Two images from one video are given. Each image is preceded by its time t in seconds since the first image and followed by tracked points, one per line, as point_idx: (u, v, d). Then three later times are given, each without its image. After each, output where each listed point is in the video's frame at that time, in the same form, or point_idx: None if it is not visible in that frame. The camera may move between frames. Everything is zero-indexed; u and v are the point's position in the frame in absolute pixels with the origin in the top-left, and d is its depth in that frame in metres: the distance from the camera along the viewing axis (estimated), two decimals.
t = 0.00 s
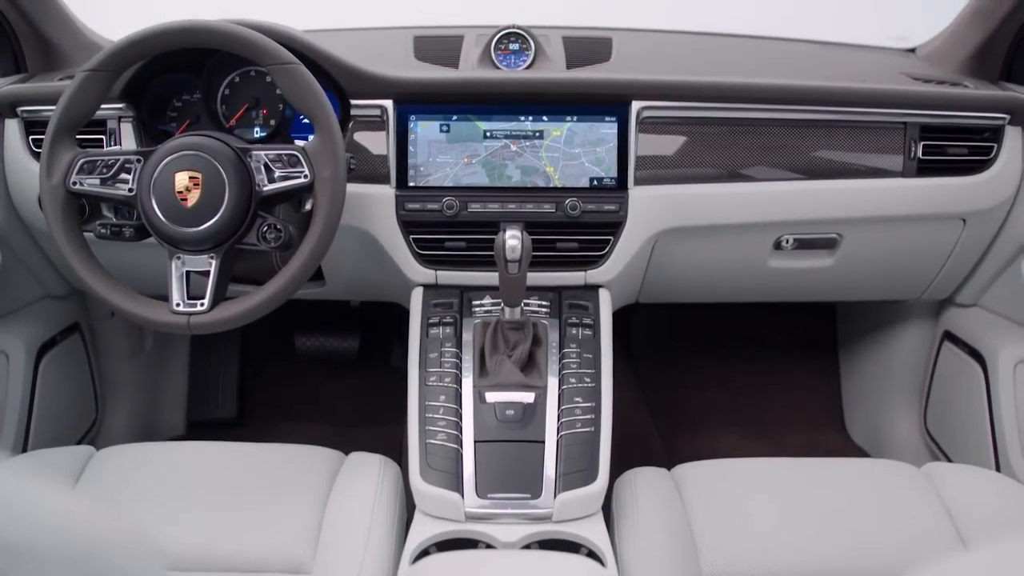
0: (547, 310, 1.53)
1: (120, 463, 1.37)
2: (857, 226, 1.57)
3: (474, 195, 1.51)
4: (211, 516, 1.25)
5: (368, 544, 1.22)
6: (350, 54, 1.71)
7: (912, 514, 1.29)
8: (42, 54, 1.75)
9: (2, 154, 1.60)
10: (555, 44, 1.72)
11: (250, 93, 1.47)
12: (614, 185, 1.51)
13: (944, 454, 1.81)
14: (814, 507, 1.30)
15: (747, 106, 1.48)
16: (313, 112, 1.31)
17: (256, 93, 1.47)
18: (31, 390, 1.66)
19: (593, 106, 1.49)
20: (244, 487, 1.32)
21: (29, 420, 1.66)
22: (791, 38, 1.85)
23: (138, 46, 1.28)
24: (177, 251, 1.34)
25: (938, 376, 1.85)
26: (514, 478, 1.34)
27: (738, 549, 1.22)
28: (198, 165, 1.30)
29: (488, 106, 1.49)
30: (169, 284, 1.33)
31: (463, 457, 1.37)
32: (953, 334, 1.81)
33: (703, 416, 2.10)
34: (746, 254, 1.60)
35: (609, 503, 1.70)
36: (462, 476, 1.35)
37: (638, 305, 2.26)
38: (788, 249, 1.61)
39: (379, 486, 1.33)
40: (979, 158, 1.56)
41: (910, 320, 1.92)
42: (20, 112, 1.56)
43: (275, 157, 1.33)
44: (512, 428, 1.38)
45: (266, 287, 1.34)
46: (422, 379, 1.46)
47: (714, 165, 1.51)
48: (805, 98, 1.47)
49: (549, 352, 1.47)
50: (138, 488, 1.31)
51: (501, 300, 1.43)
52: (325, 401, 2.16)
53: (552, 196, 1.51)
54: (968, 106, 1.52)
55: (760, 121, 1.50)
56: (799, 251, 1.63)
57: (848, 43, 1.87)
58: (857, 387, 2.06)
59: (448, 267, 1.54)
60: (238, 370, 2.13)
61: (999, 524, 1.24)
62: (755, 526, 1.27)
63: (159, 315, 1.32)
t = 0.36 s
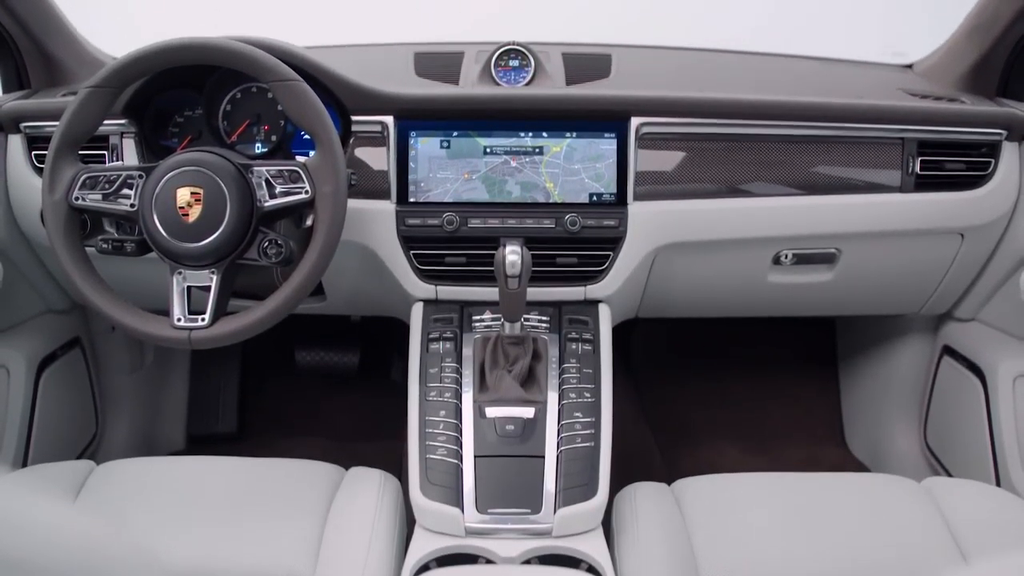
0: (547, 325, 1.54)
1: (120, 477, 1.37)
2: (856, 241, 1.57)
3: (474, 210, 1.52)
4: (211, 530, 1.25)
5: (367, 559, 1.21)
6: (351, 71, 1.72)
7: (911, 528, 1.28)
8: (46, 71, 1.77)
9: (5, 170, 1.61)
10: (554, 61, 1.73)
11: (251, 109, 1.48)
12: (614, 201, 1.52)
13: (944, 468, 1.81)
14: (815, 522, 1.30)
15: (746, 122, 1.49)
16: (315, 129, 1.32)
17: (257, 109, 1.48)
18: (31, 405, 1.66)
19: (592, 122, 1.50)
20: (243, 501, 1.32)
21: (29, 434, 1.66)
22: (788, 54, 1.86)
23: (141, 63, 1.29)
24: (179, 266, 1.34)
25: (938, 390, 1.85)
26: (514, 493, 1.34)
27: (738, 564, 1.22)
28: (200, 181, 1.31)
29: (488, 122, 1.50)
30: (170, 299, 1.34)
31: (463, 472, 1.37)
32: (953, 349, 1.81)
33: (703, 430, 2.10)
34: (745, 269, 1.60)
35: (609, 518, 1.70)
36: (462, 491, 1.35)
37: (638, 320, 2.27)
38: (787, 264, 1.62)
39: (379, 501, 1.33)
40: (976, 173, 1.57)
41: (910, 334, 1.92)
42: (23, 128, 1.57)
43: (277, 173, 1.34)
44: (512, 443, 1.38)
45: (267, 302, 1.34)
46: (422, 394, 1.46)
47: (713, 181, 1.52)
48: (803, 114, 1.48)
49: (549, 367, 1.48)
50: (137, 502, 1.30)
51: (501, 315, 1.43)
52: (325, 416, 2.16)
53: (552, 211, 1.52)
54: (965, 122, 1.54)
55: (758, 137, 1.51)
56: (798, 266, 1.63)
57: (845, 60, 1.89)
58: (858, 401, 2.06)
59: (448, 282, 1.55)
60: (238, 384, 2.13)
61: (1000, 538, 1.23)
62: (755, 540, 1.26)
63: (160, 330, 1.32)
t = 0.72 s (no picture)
0: (546, 340, 1.54)
1: (120, 491, 1.37)
2: (854, 256, 1.58)
3: (474, 225, 1.52)
4: (210, 544, 1.25)
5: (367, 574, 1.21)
6: (353, 87, 1.73)
7: (912, 543, 1.28)
8: (49, 87, 1.78)
9: (7, 186, 1.61)
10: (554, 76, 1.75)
11: (252, 125, 1.49)
12: (613, 217, 1.53)
13: (944, 482, 1.81)
14: (815, 538, 1.30)
15: (744, 138, 1.50)
16: (316, 145, 1.33)
17: (258, 125, 1.49)
18: (31, 419, 1.66)
19: (591, 138, 1.51)
20: (243, 515, 1.32)
21: (28, 449, 1.66)
22: (786, 70, 1.88)
23: (144, 79, 1.30)
24: (180, 281, 1.35)
25: (938, 404, 1.85)
26: (514, 508, 1.34)
27: None
28: (201, 197, 1.32)
29: (488, 138, 1.51)
30: (172, 314, 1.34)
31: (463, 487, 1.37)
32: (953, 363, 1.81)
33: (703, 445, 2.10)
34: (744, 283, 1.61)
35: (610, 533, 1.69)
36: (462, 506, 1.35)
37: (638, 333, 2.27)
38: (786, 279, 1.62)
39: (379, 516, 1.33)
40: (974, 188, 1.58)
41: (909, 348, 1.93)
42: (27, 143, 1.58)
43: (278, 189, 1.35)
44: (512, 458, 1.38)
45: (268, 317, 1.34)
46: (422, 409, 1.46)
47: (712, 196, 1.53)
48: (801, 130, 1.49)
49: (548, 382, 1.48)
50: (137, 517, 1.30)
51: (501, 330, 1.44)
52: (325, 430, 2.16)
53: (551, 226, 1.52)
54: (962, 137, 1.55)
55: (757, 153, 1.52)
56: (797, 281, 1.64)
57: (842, 75, 1.90)
58: (858, 415, 2.06)
59: (448, 297, 1.55)
60: (238, 398, 2.13)
61: (1000, 552, 1.23)
62: (755, 555, 1.26)
63: (161, 344, 1.33)
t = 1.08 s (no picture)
0: (546, 355, 1.54)
1: (120, 506, 1.37)
2: (853, 271, 1.59)
3: (475, 240, 1.53)
4: (210, 558, 1.25)
5: None
6: (354, 102, 1.75)
7: (912, 557, 1.28)
8: (52, 101, 1.80)
9: (10, 200, 1.62)
10: (553, 92, 1.76)
11: (253, 140, 1.49)
12: (612, 232, 1.53)
13: (945, 496, 1.80)
14: (815, 552, 1.30)
15: (743, 153, 1.50)
16: (318, 161, 1.33)
17: (259, 141, 1.50)
18: (31, 434, 1.66)
19: (591, 154, 1.51)
20: (243, 530, 1.32)
21: (28, 464, 1.65)
22: (783, 85, 1.89)
23: (146, 95, 1.30)
24: (181, 295, 1.35)
25: (937, 418, 1.85)
26: (514, 522, 1.34)
27: None
28: (202, 212, 1.32)
29: (488, 154, 1.52)
30: (173, 328, 1.34)
31: (463, 501, 1.37)
32: (953, 377, 1.81)
33: (703, 459, 2.10)
34: (743, 298, 1.61)
35: (609, 547, 1.69)
36: (462, 521, 1.35)
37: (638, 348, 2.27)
38: (785, 293, 1.63)
39: (379, 530, 1.33)
40: (972, 203, 1.59)
41: (909, 362, 1.93)
42: (29, 158, 1.59)
43: (279, 204, 1.35)
44: (512, 473, 1.38)
45: (269, 331, 1.34)
46: (422, 424, 1.46)
47: (711, 211, 1.53)
48: (799, 145, 1.50)
49: (548, 397, 1.48)
50: (137, 531, 1.30)
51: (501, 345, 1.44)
52: (325, 444, 2.16)
53: (551, 242, 1.53)
54: (960, 153, 1.55)
55: (755, 168, 1.53)
56: (796, 295, 1.64)
57: (839, 91, 1.92)
58: (858, 428, 2.06)
59: (449, 312, 1.56)
60: (238, 411, 2.13)
61: (1000, 567, 1.23)
62: (755, 569, 1.26)
63: (162, 359, 1.33)
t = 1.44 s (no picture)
0: (546, 370, 1.55)
1: (120, 520, 1.37)
2: (851, 284, 1.59)
3: (475, 255, 1.54)
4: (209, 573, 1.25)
5: None
6: (355, 118, 1.76)
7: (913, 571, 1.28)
8: (55, 117, 1.81)
9: (12, 215, 1.63)
10: (553, 107, 1.78)
11: (254, 155, 1.50)
12: (612, 247, 1.54)
13: (945, 511, 1.80)
14: (816, 566, 1.30)
15: (742, 168, 1.51)
16: (319, 176, 1.34)
17: (261, 156, 1.51)
18: (30, 450, 1.66)
19: (590, 169, 1.52)
20: (243, 544, 1.31)
21: (27, 479, 1.65)
22: (781, 101, 1.91)
23: (148, 111, 1.31)
24: (182, 309, 1.36)
25: (938, 432, 1.85)
26: (514, 537, 1.34)
27: None
28: (204, 227, 1.33)
29: (488, 169, 1.53)
30: (173, 343, 1.35)
31: (463, 516, 1.37)
32: (952, 391, 1.82)
33: (702, 472, 2.10)
34: (743, 313, 1.62)
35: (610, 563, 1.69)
36: (462, 535, 1.35)
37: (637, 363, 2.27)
38: (784, 307, 1.63)
39: (379, 545, 1.33)
40: (970, 218, 1.59)
41: (909, 376, 1.93)
42: (32, 173, 1.60)
43: (280, 219, 1.36)
44: (512, 487, 1.38)
45: (270, 346, 1.34)
46: (422, 439, 1.47)
47: (710, 226, 1.54)
48: (798, 161, 1.51)
49: (548, 412, 1.49)
50: (137, 545, 1.30)
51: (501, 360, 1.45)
52: (325, 458, 2.16)
53: (551, 257, 1.54)
54: (958, 168, 1.56)
55: (754, 183, 1.53)
56: (796, 309, 1.65)
57: (837, 106, 1.93)
58: (858, 442, 2.06)
59: (449, 327, 1.57)
60: (238, 425, 2.13)
61: None
62: None
63: (163, 373, 1.33)
